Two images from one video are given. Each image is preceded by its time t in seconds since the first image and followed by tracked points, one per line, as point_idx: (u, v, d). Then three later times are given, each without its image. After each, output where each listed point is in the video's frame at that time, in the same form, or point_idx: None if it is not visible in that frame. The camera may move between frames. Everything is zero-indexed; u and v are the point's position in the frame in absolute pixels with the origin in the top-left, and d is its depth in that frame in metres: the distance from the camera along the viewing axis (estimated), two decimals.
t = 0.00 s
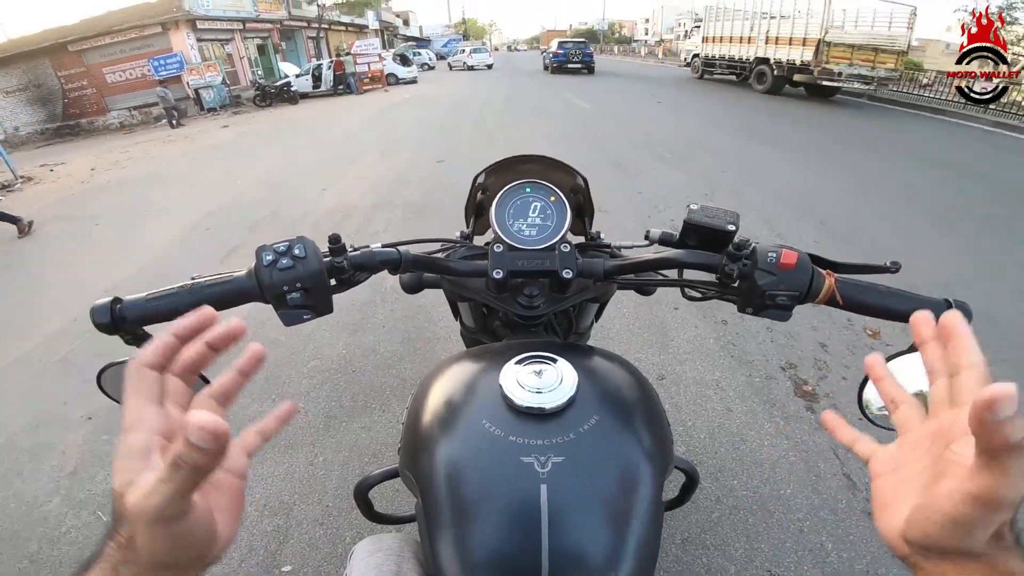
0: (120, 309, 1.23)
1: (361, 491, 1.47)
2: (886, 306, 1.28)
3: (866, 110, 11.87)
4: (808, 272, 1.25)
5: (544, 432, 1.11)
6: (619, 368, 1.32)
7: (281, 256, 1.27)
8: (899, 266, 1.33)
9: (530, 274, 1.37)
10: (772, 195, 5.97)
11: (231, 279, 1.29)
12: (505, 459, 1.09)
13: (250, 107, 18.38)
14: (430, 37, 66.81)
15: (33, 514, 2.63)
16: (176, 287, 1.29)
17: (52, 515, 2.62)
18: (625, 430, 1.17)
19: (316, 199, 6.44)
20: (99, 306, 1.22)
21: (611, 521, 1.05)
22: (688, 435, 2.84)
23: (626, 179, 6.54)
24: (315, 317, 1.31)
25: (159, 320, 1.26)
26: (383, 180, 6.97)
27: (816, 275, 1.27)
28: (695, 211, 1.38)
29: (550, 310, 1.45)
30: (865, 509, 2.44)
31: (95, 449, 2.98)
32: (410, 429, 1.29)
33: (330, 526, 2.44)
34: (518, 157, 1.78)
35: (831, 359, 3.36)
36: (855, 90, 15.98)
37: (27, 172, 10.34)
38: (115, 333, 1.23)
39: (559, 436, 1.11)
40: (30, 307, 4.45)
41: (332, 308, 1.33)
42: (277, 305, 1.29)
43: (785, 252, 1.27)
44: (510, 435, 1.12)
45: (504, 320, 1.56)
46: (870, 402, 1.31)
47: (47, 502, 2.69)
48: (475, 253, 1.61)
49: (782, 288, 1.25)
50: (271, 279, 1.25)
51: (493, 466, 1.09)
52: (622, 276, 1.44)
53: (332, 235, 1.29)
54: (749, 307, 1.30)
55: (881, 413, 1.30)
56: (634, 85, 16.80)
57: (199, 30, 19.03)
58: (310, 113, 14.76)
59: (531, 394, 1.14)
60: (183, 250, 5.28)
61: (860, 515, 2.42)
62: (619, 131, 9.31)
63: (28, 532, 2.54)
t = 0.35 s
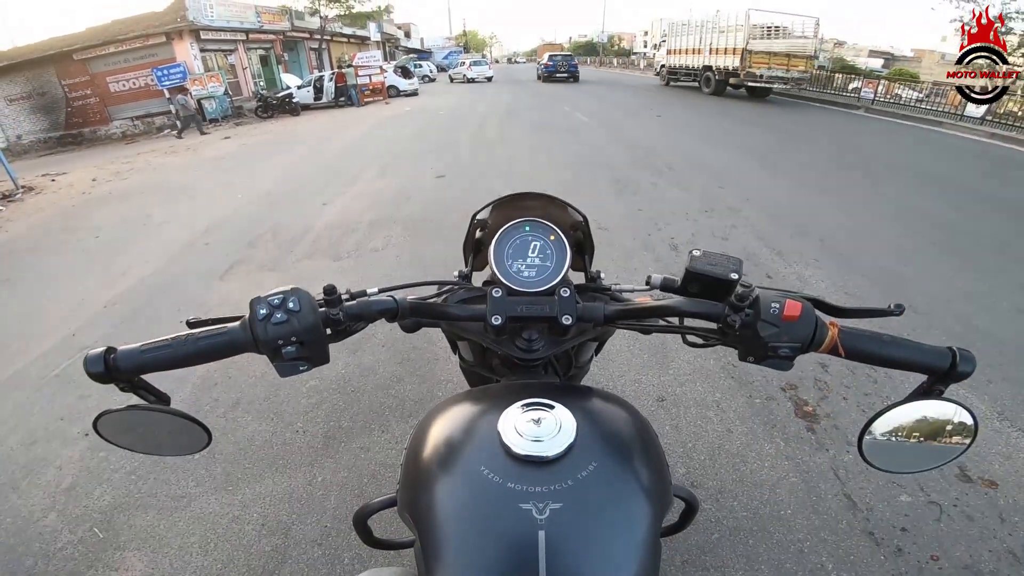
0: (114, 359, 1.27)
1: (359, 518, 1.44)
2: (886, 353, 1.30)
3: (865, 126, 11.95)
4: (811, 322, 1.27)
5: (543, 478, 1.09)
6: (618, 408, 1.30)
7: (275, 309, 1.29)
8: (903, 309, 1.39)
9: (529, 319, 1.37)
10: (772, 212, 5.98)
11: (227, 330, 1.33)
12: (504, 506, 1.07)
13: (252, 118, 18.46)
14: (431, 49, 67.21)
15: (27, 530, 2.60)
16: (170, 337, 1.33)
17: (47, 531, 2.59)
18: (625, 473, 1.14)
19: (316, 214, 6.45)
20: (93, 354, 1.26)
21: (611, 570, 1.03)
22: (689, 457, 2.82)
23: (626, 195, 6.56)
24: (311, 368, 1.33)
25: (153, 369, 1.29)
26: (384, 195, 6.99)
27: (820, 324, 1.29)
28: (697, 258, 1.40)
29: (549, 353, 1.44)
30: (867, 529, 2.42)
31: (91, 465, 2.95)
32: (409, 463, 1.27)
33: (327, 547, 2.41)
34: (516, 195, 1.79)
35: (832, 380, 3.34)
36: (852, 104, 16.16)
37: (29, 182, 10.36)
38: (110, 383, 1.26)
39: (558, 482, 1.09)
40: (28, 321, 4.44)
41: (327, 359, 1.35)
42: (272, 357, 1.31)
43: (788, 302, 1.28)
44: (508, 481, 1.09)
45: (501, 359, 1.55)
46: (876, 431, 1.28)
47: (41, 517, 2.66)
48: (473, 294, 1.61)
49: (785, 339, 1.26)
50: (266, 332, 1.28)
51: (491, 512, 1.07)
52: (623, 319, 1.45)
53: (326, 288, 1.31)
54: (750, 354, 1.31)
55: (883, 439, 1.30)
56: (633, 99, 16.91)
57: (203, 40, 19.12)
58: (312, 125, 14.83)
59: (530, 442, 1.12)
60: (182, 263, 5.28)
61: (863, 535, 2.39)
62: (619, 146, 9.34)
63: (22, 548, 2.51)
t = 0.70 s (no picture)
0: (119, 377, 1.29)
1: (358, 532, 1.44)
2: (875, 367, 1.32)
3: (856, 137, 12.09)
4: (801, 338, 1.29)
5: (540, 492, 1.10)
6: (614, 423, 1.31)
7: (278, 329, 1.31)
8: (889, 324, 1.43)
9: (526, 337, 1.39)
10: (765, 224, 6.03)
11: (229, 349, 1.34)
12: (502, 519, 1.08)
13: (247, 129, 18.52)
14: (426, 62, 67.69)
15: (20, 542, 2.58)
16: (175, 355, 1.34)
17: (40, 543, 2.57)
18: (621, 484, 1.16)
19: (312, 227, 6.47)
20: (99, 373, 1.28)
21: None
22: (686, 468, 2.83)
23: (621, 207, 6.62)
24: (313, 387, 1.35)
25: (158, 387, 1.31)
26: (380, 208, 7.02)
27: (809, 340, 1.31)
28: (689, 277, 1.43)
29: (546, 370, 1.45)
30: (864, 537, 2.43)
31: (85, 477, 2.93)
32: (409, 477, 1.28)
33: (326, 560, 2.40)
34: (513, 215, 1.82)
35: (827, 391, 3.36)
36: (843, 114, 16.44)
37: (24, 192, 10.36)
38: (114, 401, 1.28)
39: (555, 495, 1.10)
40: (22, 332, 4.42)
41: (329, 377, 1.37)
42: (276, 376, 1.33)
43: (778, 319, 1.31)
44: (506, 494, 1.11)
45: (499, 375, 1.57)
46: (869, 440, 1.30)
47: (35, 529, 2.65)
48: (470, 313, 1.63)
49: (776, 356, 1.28)
50: (269, 352, 1.29)
51: (489, 524, 1.08)
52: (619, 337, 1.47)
53: (329, 309, 1.33)
54: (742, 371, 1.33)
55: (878, 447, 1.32)
56: (627, 112, 17.07)
57: (200, 51, 19.21)
58: (308, 137, 14.88)
59: (528, 457, 1.13)
60: (178, 277, 5.28)
61: (859, 543, 2.41)
62: (614, 159, 9.41)
63: (16, 560, 2.49)
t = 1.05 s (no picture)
0: (110, 382, 1.29)
1: (350, 539, 1.45)
2: (856, 370, 1.35)
3: (846, 146, 12.24)
4: (782, 342, 1.32)
5: (529, 495, 1.11)
6: (603, 428, 1.33)
7: (269, 335, 1.32)
8: (869, 326, 1.47)
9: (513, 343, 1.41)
10: (756, 233, 6.09)
11: (220, 355, 1.35)
12: (492, 522, 1.09)
13: (241, 139, 18.54)
14: (420, 72, 68.07)
15: (8, 551, 2.56)
16: (166, 361, 1.35)
17: (28, 552, 2.55)
18: (609, 488, 1.17)
19: (306, 238, 6.48)
20: (90, 378, 1.28)
21: None
22: (679, 475, 2.84)
23: (613, 217, 6.68)
24: (303, 393, 1.35)
25: (148, 392, 1.31)
26: (374, 219, 7.04)
27: (789, 344, 1.35)
28: (673, 283, 1.46)
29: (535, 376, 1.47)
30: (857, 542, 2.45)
31: (74, 485, 2.91)
32: (399, 482, 1.29)
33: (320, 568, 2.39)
34: (502, 224, 1.84)
35: (818, 398, 3.39)
36: (831, 123, 16.71)
37: (16, 202, 10.32)
38: (104, 406, 1.28)
39: (544, 498, 1.11)
40: (12, 343, 4.40)
41: (319, 383, 1.38)
42: (266, 382, 1.33)
43: (760, 324, 1.34)
44: (496, 498, 1.12)
45: (488, 382, 1.58)
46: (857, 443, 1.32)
47: (23, 537, 2.62)
48: (460, 320, 1.64)
49: (757, 359, 1.32)
50: (259, 358, 1.31)
51: (479, 528, 1.09)
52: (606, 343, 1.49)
53: (319, 315, 1.34)
54: (726, 374, 1.36)
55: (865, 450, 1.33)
56: (620, 122, 17.25)
57: (194, 60, 19.25)
58: (302, 148, 14.93)
59: (515, 460, 1.14)
60: (170, 287, 5.26)
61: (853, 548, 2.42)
62: (607, 169, 9.48)
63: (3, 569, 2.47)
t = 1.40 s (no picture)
0: (105, 390, 1.29)
1: (348, 546, 1.44)
2: (855, 375, 1.35)
3: (841, 150, 12.28)
4: (779, 348, 1.33)
5: (528, 503, 1.11)
6: (601, 434, 1.32)
7: (264, 343, 1.32)
8: (866, 331, 1.47)
9: (511, 350, 1.41)
10: (752, 238, 6.11)
11: (215, 363, 1.34)
12: (490, 530, 1.09)
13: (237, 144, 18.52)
14: (416, 77, 68.21)
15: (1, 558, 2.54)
16: (161, 369, 1.35)
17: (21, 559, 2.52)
18: (608, 495, 1.17)
19: (302, 243, 6.47)
20: (84, 386, 1.28)
21: None
22: (677, 480, 2.83)
23: (610, 223, 6.68)
24: (299, 401, 1.35)
25: (144, 400, 1.31)
26: (370, 225, 7.03)
27: (787, 350, 1.35)
28: (670, 290, 1.46)
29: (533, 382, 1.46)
30: (856, 546, 2.44)
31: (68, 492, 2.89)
32: (397, 490, 1.29)
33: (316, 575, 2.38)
34: (500, 230, 1.83)
35: (815, 402, 3.39)
36: (826, 127, 16.78)
37: (11, 206, 10.28)
38: (100, 414, 1.28)
39: (542, 506, 1.11)
40: (6, 348, 4.37)
41: (315, 390, 1.37)
42: (261, 390, 1.33)
43: (757, 330, 1.34)
44: (494, 505, 1.12)
45: (486, 389, 1.58)
46: (856, 447, 1.33)
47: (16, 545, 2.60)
48: (457, 327, 1.64)
49: (755, 365, 1.32)
50: (254, 366, 1.30)
51: (477, 535, 1.09)
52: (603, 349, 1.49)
53: (315, 322, 1.34)
54: (724, 381, 1.36)
55: (864, 455, 1.34)
56: (617, 127, 17.28)
57: (191, 64, 19.23)
58: (298, 153, 14.92)
59: (513, 467, 1.14)
60: (166, 293, 5.24)
61: (852, 551, 2.42)
62: (603, 175, 9.49)
63: None
